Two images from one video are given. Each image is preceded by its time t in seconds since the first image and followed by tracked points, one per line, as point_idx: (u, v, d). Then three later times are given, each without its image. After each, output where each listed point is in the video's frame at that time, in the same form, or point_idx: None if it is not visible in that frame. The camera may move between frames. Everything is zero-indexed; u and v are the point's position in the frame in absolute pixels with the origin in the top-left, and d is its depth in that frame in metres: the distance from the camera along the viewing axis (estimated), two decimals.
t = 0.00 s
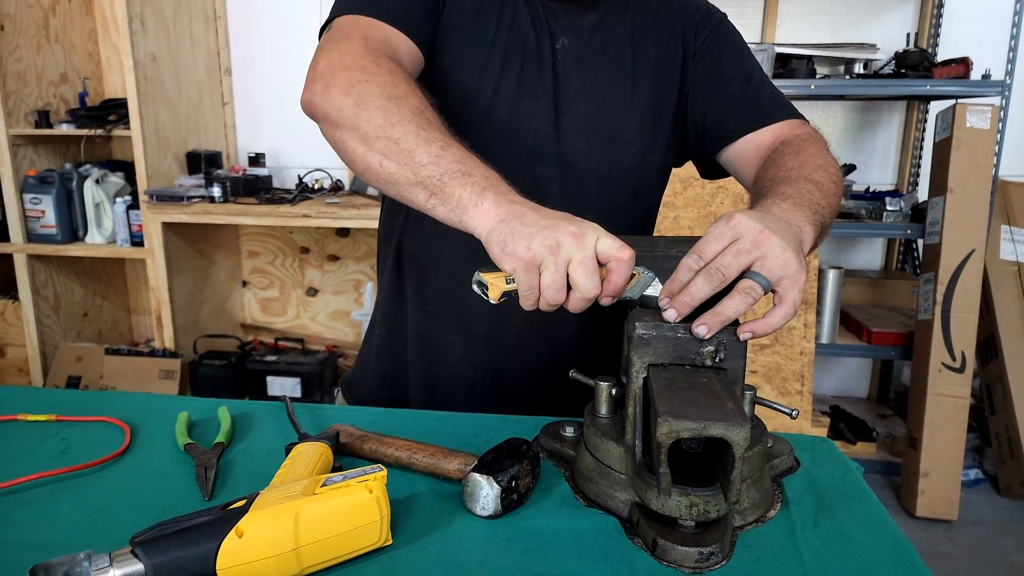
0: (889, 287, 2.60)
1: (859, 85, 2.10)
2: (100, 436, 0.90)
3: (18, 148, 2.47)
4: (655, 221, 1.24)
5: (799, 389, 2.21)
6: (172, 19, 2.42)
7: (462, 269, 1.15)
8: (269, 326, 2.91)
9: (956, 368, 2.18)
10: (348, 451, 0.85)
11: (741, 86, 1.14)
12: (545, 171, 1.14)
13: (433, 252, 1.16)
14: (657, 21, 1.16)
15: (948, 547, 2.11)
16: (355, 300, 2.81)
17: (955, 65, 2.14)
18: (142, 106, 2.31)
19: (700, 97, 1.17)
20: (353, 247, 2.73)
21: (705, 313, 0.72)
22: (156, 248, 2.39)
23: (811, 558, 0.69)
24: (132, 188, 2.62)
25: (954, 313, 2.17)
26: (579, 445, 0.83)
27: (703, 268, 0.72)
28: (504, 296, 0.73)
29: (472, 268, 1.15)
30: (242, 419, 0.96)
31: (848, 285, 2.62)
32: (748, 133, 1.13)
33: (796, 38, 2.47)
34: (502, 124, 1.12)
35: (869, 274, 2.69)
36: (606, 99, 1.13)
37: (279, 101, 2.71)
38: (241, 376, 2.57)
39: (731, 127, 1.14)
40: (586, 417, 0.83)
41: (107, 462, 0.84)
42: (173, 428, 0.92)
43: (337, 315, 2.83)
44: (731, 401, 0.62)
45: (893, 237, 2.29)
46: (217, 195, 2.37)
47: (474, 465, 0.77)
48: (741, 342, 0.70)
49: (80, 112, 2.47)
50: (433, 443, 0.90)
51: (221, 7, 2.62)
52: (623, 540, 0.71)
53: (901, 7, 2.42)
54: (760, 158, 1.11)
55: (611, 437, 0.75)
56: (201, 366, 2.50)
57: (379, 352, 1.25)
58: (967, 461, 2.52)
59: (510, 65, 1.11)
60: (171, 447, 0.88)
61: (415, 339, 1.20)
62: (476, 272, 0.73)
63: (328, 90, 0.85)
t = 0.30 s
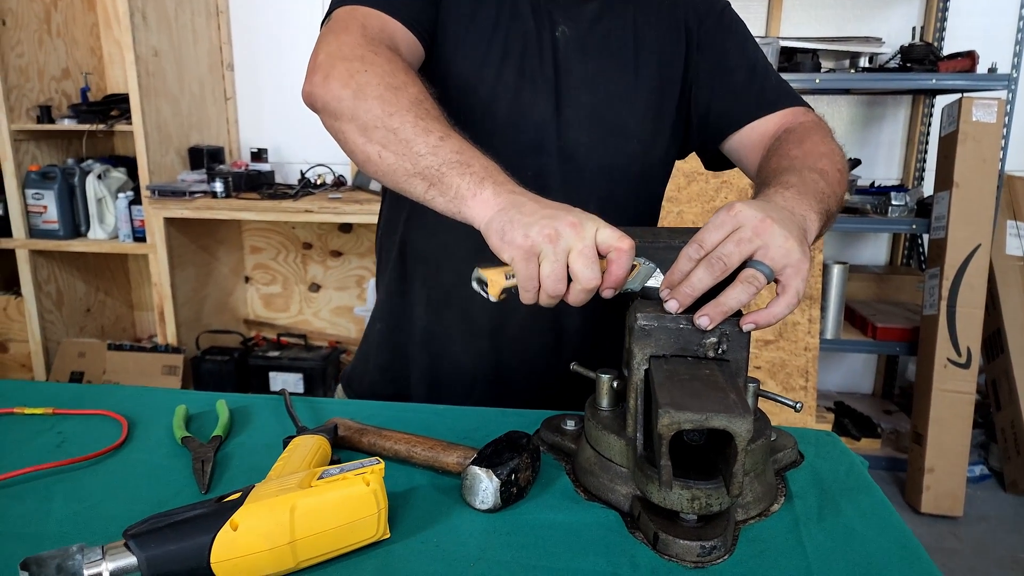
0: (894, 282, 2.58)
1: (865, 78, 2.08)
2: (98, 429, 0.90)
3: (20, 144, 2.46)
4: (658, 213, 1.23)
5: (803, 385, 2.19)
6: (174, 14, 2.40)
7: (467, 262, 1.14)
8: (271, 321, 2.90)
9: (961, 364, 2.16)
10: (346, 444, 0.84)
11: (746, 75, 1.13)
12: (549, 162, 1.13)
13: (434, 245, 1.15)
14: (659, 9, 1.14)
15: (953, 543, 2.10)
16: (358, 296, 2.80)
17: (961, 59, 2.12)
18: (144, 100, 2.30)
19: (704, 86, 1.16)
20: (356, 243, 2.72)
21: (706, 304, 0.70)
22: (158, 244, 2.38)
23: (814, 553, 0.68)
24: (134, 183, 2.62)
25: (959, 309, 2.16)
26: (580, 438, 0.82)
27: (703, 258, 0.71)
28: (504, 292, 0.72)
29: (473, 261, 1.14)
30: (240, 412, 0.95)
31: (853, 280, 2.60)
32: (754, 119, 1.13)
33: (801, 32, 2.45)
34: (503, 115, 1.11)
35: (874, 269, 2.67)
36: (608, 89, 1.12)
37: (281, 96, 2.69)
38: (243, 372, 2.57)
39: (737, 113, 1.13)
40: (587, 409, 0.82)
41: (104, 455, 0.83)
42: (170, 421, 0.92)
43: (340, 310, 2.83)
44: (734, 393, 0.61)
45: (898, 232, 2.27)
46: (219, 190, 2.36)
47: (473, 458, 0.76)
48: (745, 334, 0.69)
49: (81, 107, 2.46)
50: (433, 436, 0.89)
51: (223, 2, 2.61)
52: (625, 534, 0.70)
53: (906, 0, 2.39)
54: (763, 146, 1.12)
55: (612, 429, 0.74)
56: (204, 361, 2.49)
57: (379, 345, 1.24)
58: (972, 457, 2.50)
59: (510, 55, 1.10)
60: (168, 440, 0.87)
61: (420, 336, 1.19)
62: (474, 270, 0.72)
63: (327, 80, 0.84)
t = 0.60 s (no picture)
0: (897, 279, 2.56)
1: (867, 74, 2.07)
2: (94, 428, 0.89)
3: (20, 141, 2.46)
4: (657, 208, 1.22)
5: (805, 383, 2.18)
6: (174, 10, 2.39)
7: (472, 262, 1.14)
8: (273, 319, 2.89)
9: (964, 361, 2.15)
10: (344, 443, 0.83)
11: (740, 59, 1.11)
12: (547, 155, 1.13)
13: (433, 244, 1.14)
14: None
15: (956, 541, 2.09)
16: (359, 294, 2.79)
17: (964, 54, 2.11)
18: (144, 97, 2.29)
19: (698, 73, 1.13)
20: (357, 240, 2.71)
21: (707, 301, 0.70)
22: (159, 241, 2.37)
23: (817, 552, 0.67)
24: (134, 180, 2.61)
25: (962, 306, 2.14)
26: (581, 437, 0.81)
27: (704, 253, 0.71)
28: (506, 301, 0.72)
29: (472, 258, 1.13)
30: (237, 411, 0.95)
31: (855, 277, 2.59)
32: (748, 104, 1.11)
33: (804, 28, 2.43)
34: (497, 115, 1.11)
35: (876, 267, 2.66)
36: (603, 77, 1.11)
37: (280, 93, 2.68)
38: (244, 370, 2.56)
39: (732, 96, 1.11)
40: (587, 408, 0.81)
41: (100, 455, 0.82)
42: (168, 420, 0.91)
43: (341, 308, 2.82)
44: (736, 391, 0.60)
45: (901, 229, 2.26)
46: (219, 187, 2.36)
47: (472, 457, 0.75)
48: (747, 331, 0.68)
49: (81, 103, 2.45)
50: (433, 435, 0.89)
51: None
52: (625, 535, 0.69)
53: None
54: (758, 132, 1.10)
55: (613, 428, 0.74)
56: (204, 359, 2.48)
57: (389, 353, 1.22)
58: (975, 455, 2.49)
59: (501, 56, 1.09)
60: (165, 439, 0.86)
61: (432, 343, 1.18)
62: (472, 283, 0.70)
63: (321, 115, 0.88)
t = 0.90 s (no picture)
0: (898, 276, 2.55)
1: (868, 70, 2.06)
2: (88, 429, 0.88)
3: (17, 138, 2.45)
4: (655, 203, 1.21)
5: (806, 380, 2.18)
6: (172, 6, 2.38)
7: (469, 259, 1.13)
8: (273, 316, 2.89)
9: (966, 358, 2.14)
10: (341, 444, 0.83)
11: (733, 51, 1.09)
12: (543, 152, 1.11)
13: (429, 241, 1.13)
14: None
15: (957, 538, 2.09)
16: (359, 291, 2.78)
17: (966, 50, 2.09)
18: (142, 94, 2.28)
19: (692, 64, 1.12)
20: (357, 237, 2.70)
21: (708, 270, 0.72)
22: (157, 238, 2.37)
23: (819, 554, 0.67)
24: (133, 177, 2.60)
25: (963, 302, 2.13)
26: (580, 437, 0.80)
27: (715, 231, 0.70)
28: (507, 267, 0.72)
29: (467, 253, 1.12)
30: (233, 411, 0.94)
31: (857, 274, 2.58)
32: (747, 97, 1.08)
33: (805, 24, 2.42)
34: (490, 111, 1.10)
35: (878, 263, 2.65)
36: (593, 71, 1.09)
37: (279, 89, 2.67)
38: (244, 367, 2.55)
39: (729, 90, 1.09)
40: (587, 407, 0.80)
41: (93, 456, 0.82)
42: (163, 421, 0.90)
43: (341, 306, 2.80)
44: (736, 392, 0.60)
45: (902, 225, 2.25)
46: (219, 184, 2.32)
47: (470, 458, 0.74)
48: (748, 330, 0.67)
49: (79, 100, 2.44)
50: (431, 435, 0.88)
51: None
52: (624, 536, 0.68)
53: None
54: (757, 122, 1.07)
55: (612, 429, 0.73)
56: (204, 357, 2.48)
57: (386, 350, 1.20)
58: (976, 452, 2.49)
59: (489, 52, 1.08)
60: (160, 439, 0.86)
61: (428, 340, 1.17)
62: (473, 248, 0.74)
63: (310, 110, 0.88)
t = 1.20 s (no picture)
0: (901, 275, 2.55)
1: (872, 68, 2.05)
2: (91, 428, 0.88)
3: (19, 135, 2.44)
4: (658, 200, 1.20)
5: (809, 378, 2.17)
6: (174, 3, 2.37)
7: (472, 257, 1.12)
8: (274, 314, 2.88)
9: (968, 357, 2.13)
10: (344, 444, 0.82)
11: (734, 45, 1.09)
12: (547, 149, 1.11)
13: (432, 238, 1.12)
14: None
15: (959, 538, 2.08)
16: (361, 288, 2.77)
17: (969, 49, 2.08)
18: (143, 91, 2.27)
19: (693, 59, 1.12)
20: (359, 234, 2.69)
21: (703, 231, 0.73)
22: (159, 236, 2.36)
23: (827, 556, 0.66)
24: (134, 174, 2.59)
25: (966, 302, 2.13)
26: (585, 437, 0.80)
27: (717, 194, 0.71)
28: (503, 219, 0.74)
29: (470, 250, 1.12)
30: (236, 410, 0.94)
31: (859, 273, 2.57)
32: (749, 87, 1.07)
33: (807, 22, 2.41)
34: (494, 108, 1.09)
35: (880, 262, 2.64)
36: (596, 66, 1.09)
37: (280, 87, 2.66)
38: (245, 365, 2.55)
39: (731, 82, 1.08)
40: (591, 408, 0.80)
41: (95, 455, 0.81)
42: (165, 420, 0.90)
43: (343, 303, 2.80)
44: (744, 394, 0.59)
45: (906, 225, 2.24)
46: (220, 181, 2.32)
47: (474, 459, 0.74)
48: (756, 331, 0.66)
49: (81, 97, 2.43)
50: (435, 436, 0.87)
51: None
52: (631, 539, 0.68)
53: None
54: (757, 115, 1.06)
55: (617, 430, 0.72)
56: (206, 355, 2.48)
57: (390, 351, 1.20)
58: (978, 451, 2.48)
59: (494, 48, 1.08)
60: (163, 439, 0.85)
61: (433, 340, 1.16)
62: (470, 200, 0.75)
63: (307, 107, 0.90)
